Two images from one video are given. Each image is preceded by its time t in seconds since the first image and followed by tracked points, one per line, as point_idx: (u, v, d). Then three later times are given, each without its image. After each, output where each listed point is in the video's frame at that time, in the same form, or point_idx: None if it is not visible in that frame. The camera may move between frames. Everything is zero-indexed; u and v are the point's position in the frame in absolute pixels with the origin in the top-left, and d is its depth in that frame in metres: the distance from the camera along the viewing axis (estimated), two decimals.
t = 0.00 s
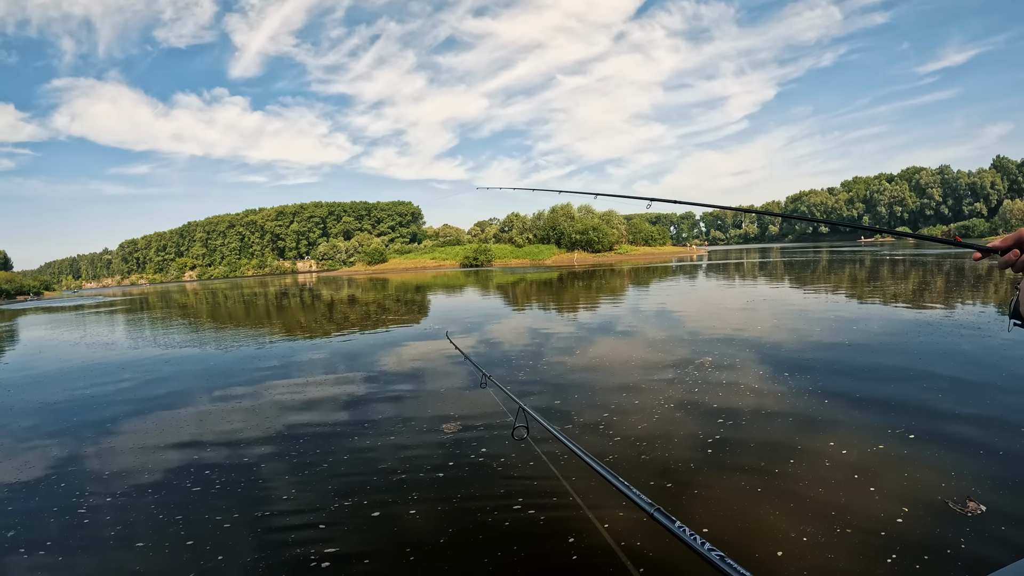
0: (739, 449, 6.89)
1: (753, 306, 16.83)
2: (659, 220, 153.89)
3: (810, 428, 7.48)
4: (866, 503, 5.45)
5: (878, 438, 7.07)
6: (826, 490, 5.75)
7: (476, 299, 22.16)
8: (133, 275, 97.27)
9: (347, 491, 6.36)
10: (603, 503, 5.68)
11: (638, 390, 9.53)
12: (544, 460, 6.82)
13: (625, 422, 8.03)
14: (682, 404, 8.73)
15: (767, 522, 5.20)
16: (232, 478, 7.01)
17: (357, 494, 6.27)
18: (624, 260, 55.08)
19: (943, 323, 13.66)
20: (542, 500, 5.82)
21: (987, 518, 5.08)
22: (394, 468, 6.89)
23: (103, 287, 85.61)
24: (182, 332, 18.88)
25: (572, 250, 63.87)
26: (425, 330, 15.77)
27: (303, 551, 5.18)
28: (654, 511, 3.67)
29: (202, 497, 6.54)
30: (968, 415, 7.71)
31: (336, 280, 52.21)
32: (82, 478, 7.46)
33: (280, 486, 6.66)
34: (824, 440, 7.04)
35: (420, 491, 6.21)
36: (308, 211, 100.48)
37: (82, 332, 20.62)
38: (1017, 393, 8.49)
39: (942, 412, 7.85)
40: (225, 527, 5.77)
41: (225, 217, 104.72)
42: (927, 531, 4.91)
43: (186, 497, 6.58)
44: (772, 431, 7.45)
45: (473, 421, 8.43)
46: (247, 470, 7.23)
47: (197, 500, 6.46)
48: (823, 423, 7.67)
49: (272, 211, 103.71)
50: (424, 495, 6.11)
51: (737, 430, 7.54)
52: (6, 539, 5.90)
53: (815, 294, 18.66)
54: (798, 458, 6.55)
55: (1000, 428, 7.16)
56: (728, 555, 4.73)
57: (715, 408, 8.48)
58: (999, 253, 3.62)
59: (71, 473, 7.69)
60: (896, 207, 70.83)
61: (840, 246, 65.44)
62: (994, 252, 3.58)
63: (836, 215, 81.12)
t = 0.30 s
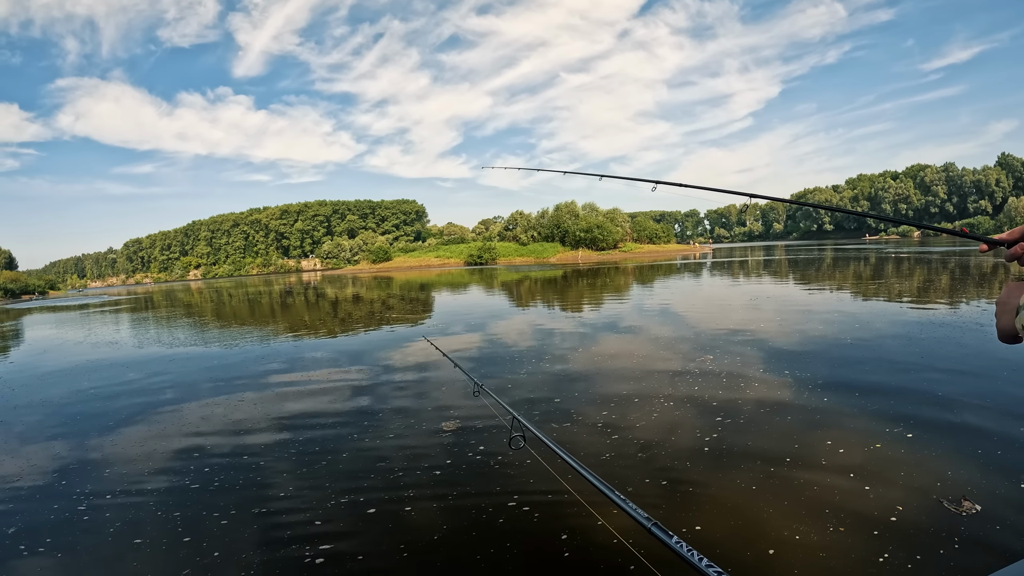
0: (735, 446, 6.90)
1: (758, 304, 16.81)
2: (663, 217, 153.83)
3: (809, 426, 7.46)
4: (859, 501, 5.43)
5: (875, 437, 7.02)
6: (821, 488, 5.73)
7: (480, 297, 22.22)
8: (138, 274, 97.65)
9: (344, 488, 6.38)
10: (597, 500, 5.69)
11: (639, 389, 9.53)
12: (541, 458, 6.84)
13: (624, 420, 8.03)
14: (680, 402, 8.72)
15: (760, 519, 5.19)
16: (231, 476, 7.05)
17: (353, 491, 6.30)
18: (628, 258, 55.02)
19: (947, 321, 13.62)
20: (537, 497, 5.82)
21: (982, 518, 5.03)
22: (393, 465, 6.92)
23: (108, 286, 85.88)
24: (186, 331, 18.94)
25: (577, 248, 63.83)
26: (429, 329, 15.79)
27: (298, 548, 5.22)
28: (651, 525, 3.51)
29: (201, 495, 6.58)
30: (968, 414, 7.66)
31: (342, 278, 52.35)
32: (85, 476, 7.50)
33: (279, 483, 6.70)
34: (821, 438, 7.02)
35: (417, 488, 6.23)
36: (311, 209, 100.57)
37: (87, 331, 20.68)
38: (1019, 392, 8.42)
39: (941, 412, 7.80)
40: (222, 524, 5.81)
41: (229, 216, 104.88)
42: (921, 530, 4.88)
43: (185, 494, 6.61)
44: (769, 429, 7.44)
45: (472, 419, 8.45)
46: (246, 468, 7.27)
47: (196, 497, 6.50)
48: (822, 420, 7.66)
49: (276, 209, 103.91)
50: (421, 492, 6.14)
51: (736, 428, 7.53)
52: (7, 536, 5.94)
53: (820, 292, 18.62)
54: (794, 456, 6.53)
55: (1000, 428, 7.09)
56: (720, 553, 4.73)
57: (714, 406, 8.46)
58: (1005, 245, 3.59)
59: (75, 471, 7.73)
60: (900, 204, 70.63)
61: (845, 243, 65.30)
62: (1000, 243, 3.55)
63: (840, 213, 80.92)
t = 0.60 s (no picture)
0: (730, 445, 6.89)
1: (760, 303, 16.76)
2: (665, 216, 153.68)
3: (804, 425, 7.44)
4: (851, 501, 5.41)
5: (870, 436, 7.00)
6: (814, 487, 5.72)
7: (483, 296, 22.19)
8: (141, 274, 97.87)
9: (339, 486, 6.40)
10: (590, 499, 5.69)
11: (638, 387, 9.53)
12: (535, 457, 6.84)
13: (620, 419, 8.03)
14: (678, 401, 8.72)
15: (752, 518, 5.19)
16: (229, 475, 7.07)
17: (348, 489, 6.33)
18: (631, 257, 54.97)
19: (949, 320, 13.54)
20: (530, 495, 5.82)
21: (975, 518, 5.00)
22: (388, 463, 6.94)
23: (110, 286, 86.04)
24: (188, 330, 18.97)
25: (580, 247, 63.88)
26: (432, 327, 15.83)
27: (291, 546, 5.24)
28: (659, 526, 3.45)
29: (199, 493, 6.60)
30: (967, 414, 7.61)
31: (345, 278, 52.44)
32: (87, 475, 7.53)
33: (274, 481, 6.73)
34: (816, 437, 7.00)
35: (411, 486, 6.25)
36: (313, 209, 100.75)
37: (90, 331, 20.74)
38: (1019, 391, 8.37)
39: (939, 411, 7.76)
40: (217, 522, 5.84)
41: (231, 215, 105.11)
42: (912, 530, 4.87)
43: (181, 492, 6.66)
44: (765, 428, 7.42)
45: (470, 418, 8.46)
46: (245, 466, 7.30)
47: (192, 495, 6.54)
48: (817, 420, 7.63)
49: (278, 209, 103.98)
50: (415, 490, 6.15)
51: (731, 427, 7.52)
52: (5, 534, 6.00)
53: (823, 291, 18.56)
54: (789, 455, 6.51)
55: (997, 428, 7.05)
56: (710, 552, 4.71)
57: (711, 405, 8.46)
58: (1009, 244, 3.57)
59: (77, 471, 7.75)
60: (903, 203, 70.46)
61: (847, 242, 65.28)
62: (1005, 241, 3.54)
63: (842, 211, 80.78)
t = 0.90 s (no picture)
0: (723, 445, 6.89)
1: (762, 302, 16.71)
2: (667, 215, 153.49)
3: (799, 425, 7.42)
4: (841, 500, 5.40)
5: (865, 436, 6.97)
6: (805, 487, 5.71)
7: (484, 296, 22.16)
8: (143, 274, 98.13)
9: (332, 485, 6.46)
10: (580, 497, 5.69)
11: (638, 387, 9.54)
12: (528, 456, 6.84)
13: (618, 419, 8.03)
14: (675, 400, 8.73)
15: (741, 517, 5.19)
16: (225, 473, 7.17)
17: (341, 488, 6.37)
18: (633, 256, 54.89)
19: (952, 319, 13.44)
20: (521, 494, 5.84)
21: (965, 518, 4.99)
22: (382, 463, 6.97)
23: (111, 286, 86.18)
24: (189, 330, 19.02)
25: (580, 246, 63.83)
26: (433, 327, 15.85)
27: (283, 543, 5.30)
28: (664, 524, 3.45)
29: (195, 491, 6.69)
30: (964, 413, 7.56)
31: (345, 277, 52.51)
32: (85, 474, 7.61)
33: (268, 480, 6.81)
34: (810, 437, 6.98)
35: (403, 486, 6.28)
36: (314, 209, 100.82)
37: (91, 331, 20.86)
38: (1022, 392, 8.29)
39: (940, 411, 7.70)
40: (210, 520, 5.91)
41: (232, 215, 105.23)
42: (901, 530, 4.86)
43: (176, 491, 6.74)
44: (759, 428, 7.42)
45: (466, 418, 8.48)
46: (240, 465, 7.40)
47: (187, 494, 6.62)
48: (812, 420, 7.60)
49: (279, 209, 104.09)
50: (407, 489, 6.18)
51: (725, 427, 7.52)
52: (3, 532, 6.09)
53: (824, 290, 18.50)
54: (781, 455, 6.50)
55: (997, 427, 6.99)
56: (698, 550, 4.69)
57: (708, 405, 8.46)
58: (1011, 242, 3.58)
59: (78, 470, 7.80)
60: (904, 201, 70.33)
61: (848, 241, 65.19)
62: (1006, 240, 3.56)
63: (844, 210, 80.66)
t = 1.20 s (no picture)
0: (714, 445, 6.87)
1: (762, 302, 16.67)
2: (667, 215, 153.60)
3: (790, 425, 7.41)
4: (829, 499, 5.40)
5: (859, 436, 6.95)
6: (794, 486, 5.70)
7: (483, 295, 22.16)
8: (142, 274, 98.12)
9: (325, 484, 6.49)
10: (569, 497, 5.68)
11: (633, 387, 9.53)
12: (518, 455, 6.83)
13: (613, 418, 8.02)
14: (671, 400, 8.72)
15: (729, 516, 5.18)
16: (218, 473, 7.19)
17: (333, 487, 6.40)
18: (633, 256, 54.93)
19: (952, 320, 13.40)
20: (512, 492, 5.85)
21: (953, 518, 4.97)
22: (375, 463, 6.98)
23: (110, 287, 86.11)
24: (188, 331, 19.01)
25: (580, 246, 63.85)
26: (433, 327, 15.83)
27: (274, 541, 5.34)
28: (668, 521, 3.44)
29: (189, 490, 6.71)
30: (959, 414, 7.53)
31: (345, 278, 52.48)
32: (81, 474, 7.62)
33: (261, 479, 6.83)
34: (801, 437, 6.97)
35: (395, 484, 6.31)
36: (315, 209, 100.70)
37: (91, 331, 20.84)
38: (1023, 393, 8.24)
39: (939, 412, 7.65)
40: (203, 518, 5.94)
41: (232, 215, 105.25)
42: (888, 529, 4.86)
43: (171, 490, 6.76)
44: (751, 427, 7.42)
45: (459, 418, 8.46)
46: (234, 465, 7.42)
47: (182, 493, 6.65)
48: (805, 420, 7.59)
49: (279, 210, 104.06)
50: (399, 488, 6.22)
51: (715, 426, 7.50)
52: None
53: (825, 290, 18.46)
54: (772, 454, 6.50)
55: (995, 429, 6.94)
56: (684, 548, 4.67)
57: (702, 404, 8.46)
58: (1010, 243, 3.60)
59: (77, 470, 7.79)
60: (904, 201, 70.38)
61: (848, 241, 65.21)
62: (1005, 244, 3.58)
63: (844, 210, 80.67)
